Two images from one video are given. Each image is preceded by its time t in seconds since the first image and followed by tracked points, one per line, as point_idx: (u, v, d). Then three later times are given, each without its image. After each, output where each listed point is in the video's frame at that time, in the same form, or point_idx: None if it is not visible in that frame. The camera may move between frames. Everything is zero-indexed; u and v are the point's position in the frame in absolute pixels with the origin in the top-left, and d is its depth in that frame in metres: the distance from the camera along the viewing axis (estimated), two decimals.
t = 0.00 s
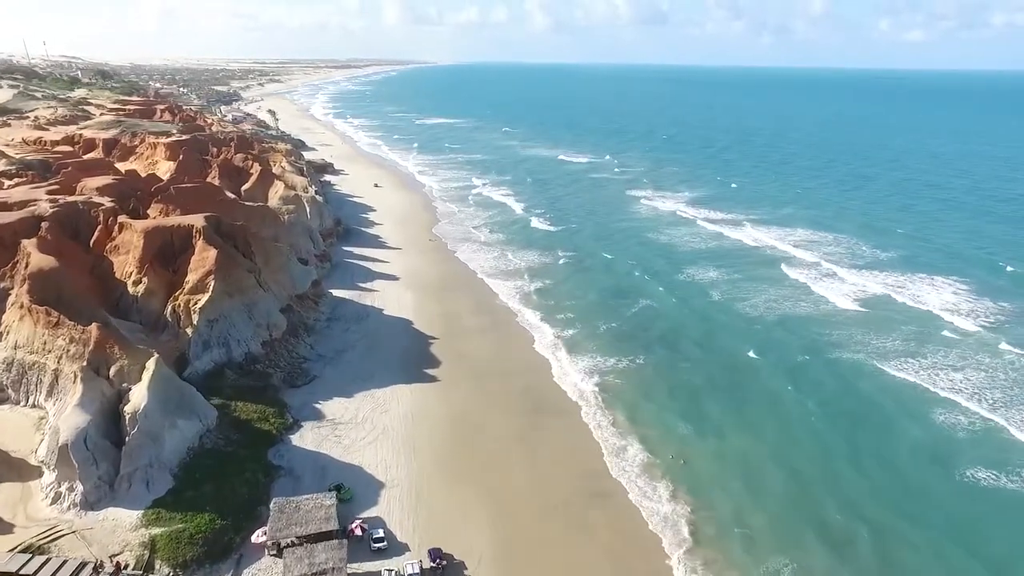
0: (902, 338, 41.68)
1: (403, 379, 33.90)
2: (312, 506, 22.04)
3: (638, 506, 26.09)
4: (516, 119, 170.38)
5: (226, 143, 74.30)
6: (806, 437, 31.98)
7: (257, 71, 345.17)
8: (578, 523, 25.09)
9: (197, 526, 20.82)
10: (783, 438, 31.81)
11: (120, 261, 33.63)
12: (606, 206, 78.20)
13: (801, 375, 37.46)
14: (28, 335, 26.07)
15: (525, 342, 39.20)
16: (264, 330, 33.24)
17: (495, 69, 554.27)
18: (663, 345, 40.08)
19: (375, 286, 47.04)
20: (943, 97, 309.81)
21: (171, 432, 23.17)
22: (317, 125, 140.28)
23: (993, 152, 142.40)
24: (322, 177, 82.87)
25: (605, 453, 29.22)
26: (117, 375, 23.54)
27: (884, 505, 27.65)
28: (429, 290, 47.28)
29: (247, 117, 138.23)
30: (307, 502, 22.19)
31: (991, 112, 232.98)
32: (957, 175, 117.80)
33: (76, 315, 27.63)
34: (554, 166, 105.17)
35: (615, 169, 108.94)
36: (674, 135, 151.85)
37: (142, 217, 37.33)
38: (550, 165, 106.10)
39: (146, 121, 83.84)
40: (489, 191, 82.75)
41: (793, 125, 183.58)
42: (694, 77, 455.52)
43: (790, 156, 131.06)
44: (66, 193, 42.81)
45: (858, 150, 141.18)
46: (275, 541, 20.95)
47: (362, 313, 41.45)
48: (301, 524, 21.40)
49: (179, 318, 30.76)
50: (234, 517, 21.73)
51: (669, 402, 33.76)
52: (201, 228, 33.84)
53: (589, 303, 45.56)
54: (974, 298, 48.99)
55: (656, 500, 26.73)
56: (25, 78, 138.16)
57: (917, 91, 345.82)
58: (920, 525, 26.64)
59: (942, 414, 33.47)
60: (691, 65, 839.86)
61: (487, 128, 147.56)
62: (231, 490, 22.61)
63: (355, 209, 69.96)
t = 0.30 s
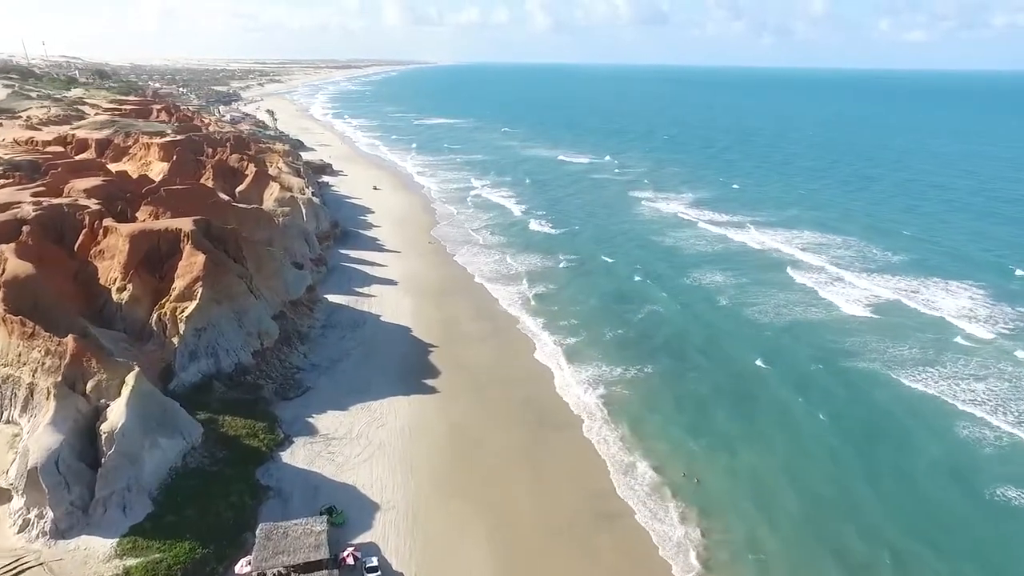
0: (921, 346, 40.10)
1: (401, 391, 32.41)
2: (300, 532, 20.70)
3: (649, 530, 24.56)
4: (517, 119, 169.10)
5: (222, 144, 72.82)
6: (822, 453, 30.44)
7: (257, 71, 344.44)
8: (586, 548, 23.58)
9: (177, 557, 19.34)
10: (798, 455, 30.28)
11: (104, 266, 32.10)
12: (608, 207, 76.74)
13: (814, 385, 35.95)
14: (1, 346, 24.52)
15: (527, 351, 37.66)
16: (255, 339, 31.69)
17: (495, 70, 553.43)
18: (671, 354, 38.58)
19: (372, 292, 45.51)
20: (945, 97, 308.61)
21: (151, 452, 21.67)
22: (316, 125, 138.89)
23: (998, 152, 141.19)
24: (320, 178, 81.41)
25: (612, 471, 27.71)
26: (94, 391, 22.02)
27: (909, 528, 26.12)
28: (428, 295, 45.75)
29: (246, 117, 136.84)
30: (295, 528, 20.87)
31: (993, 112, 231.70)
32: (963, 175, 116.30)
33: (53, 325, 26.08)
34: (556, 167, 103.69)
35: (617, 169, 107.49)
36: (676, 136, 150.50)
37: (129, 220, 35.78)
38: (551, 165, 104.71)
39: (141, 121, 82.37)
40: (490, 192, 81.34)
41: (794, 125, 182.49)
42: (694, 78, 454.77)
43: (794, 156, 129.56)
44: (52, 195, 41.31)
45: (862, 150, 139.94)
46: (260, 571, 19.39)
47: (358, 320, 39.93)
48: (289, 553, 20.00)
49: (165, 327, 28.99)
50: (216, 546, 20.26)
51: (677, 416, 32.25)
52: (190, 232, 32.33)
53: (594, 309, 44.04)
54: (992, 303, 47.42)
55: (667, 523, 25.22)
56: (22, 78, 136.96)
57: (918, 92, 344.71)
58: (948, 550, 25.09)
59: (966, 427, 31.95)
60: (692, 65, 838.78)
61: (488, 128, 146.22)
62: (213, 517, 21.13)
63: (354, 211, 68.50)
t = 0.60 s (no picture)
0: (940, 354, 38.57)
1: (399, 403, 30.96)
2: (286, 562, 19.28)
3: (660, 556, 23.05)
4: (517, 120, 167.75)
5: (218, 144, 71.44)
6: (840, 469, 28.91)
7: (256, 71, 343.49)
8: None
9: None
10: (814, 471, 28.78)
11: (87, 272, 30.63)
12: (611, 209, 75.30)
13: (830, 396, 34.46)
14: None
15: (528, 360, 36.15)
16: (245, 349, 30.19)
17: (496, 70, 552.54)
18: (679, 363, 37.11)
19: (370, 297, 44.03)
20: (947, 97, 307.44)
21: (128, 475, 20.20)
22: (314, 125, 137.48)
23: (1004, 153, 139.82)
24: (318, 179, 79.99)
25: (620, 491, 26.22)
26: (68, 410, 20.51)
27: (937, 552, 24.58)
28: (427, 300, 44.28)
29: (244, 117, 135.44)
30: (280, 557, 19.44)
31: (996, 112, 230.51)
32: (969, 176, 114.97)
33: (29, 336, 24.61)
34: (557, 167, 102.28)
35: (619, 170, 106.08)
36: (678, 136, 149.17)
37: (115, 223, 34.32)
38: (552, 166, 103.36)
39: (136, 121, 80.91)
40: (491, 194, 79.93)
41: (795, 125, 181.42)
42: (694, 78, 453.94)
43: (797, 157, 128.25)
44: (38, 197, 39.89)
45: (865, 151, 138.62)
46: None
47: (355, 327, 38.47)
48: None
49: (149, 336, 27.56)
50: None
51: (685, 430, 30.80)
52: (177, 236, 30.84)
53: (600, 316, 42.56)
54: (1010, 309, 45.90)
55: (679, 548, 23.76)
56: (17, 77, 135.50)
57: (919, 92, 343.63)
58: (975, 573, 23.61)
59: (991, 441, 30.40)
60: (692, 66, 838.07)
61: (488, 128, 144.89)
62: (192, 546, 19.68)
63: (351, 213, 67.06)
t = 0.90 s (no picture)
0: (961, 362, 37.08)
1: (396, 415, 29.54)
2: None
3: None
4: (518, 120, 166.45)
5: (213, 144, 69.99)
6: (860, 487, 27.46)
7: (256, 71, 342.62)
8: None
9: None
10: (831, 489, 27.33)
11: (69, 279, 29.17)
12: (614, 210, 73.89)
13: (846, 409, 32.96)
14: None
15: (530, 369, 34.69)
16: (234, 360, 28.71)
17: (496, 70, 553.05)
18: (688, 373, 35.63)
19: (367, 302, 42.53)
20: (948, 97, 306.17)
21: (100, 501, 18.67)
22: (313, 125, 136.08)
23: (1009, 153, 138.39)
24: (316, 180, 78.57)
25: (629, 513, 24.76)
26: (37, 430, 19.04)
27: None
28: (426, 306, 42.79)
29: (242, 117, 134.06)
30: None
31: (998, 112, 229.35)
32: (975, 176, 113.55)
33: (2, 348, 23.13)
34: (559, 168, 100.85)
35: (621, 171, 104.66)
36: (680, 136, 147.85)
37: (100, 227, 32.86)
38: (553, 167, 102.00)
39: (130, 120, 79.46)
40: (491, 195, 78.49)
41: (794, 125, 180.36)
42: (694, 78, 452.87)
43: (801, 157, 126.85)
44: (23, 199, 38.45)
45: (869, 151, 137.23)
46: None
47: (350, 335, 37.00)
48: None
49: (132, 347, 26.06)
50: None
51: (696, 447, 29.30)
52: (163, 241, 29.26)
53: (607, 322, 41.05)
54: None
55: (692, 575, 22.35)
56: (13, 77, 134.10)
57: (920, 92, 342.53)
58: None
59: (1016, 458, 28.93)
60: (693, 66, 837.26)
61: (488, 128, 143.61)
62: None
63: (349, 215, 65.60)
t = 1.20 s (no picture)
0: (984, 372, 35.54)
1: (393, 430, 28.05)
2: None
3: None
4: (518, 120, 164.99)
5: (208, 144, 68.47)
6: (883, 508, 26.01)
7: (255, 71, 341.68)
8: None
9: None
10: (849, 510, 25.84)
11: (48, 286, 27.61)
12: (617, 212, 72.38)
13: (864, 423, 31.41)
14: None
15: (531, 380, 33.19)
16: (222, 372, 27.14)
17: (496, 70, 552.50)
18: (698, 384, 34.15)
19: (364, 309, 40.98)
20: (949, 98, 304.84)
21: (67, 533, 17.17)
22: (312, 125, 134.56)
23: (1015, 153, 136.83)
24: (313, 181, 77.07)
25: (639, 538, 23.28)
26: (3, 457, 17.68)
27: None
28: (424, 313, 41.23)
29: (240, 117, 132.52)
30: None
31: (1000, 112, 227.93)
32: (981, 177, 112.03)
33: None
34: (561, 169, 99.33)
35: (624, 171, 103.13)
36: (682, 137, 146.41)
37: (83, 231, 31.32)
38: (555, 167, 100.37)
39: (124, 120, 77.92)
40: (492, 196, 76.92)
41: (795, 125, 179.04)
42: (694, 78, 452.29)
43: (805, 157, 125.42)
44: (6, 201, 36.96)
45: (874, 151, 135.65)
46: None
47: (346, 344, 35.43)
48: None
49: (112, 359, 24.49)
50: None
51: (707, 465, 27.82)
52: (146, 246, 27.62)
53: (613, 330, 39.53)
54: None
55: None
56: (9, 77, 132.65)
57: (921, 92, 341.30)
58: None
59: None
60: (693, 66, 836.08)
61: (489, 128, 142.15)
62: None
63: (347, 217, 64.06)
